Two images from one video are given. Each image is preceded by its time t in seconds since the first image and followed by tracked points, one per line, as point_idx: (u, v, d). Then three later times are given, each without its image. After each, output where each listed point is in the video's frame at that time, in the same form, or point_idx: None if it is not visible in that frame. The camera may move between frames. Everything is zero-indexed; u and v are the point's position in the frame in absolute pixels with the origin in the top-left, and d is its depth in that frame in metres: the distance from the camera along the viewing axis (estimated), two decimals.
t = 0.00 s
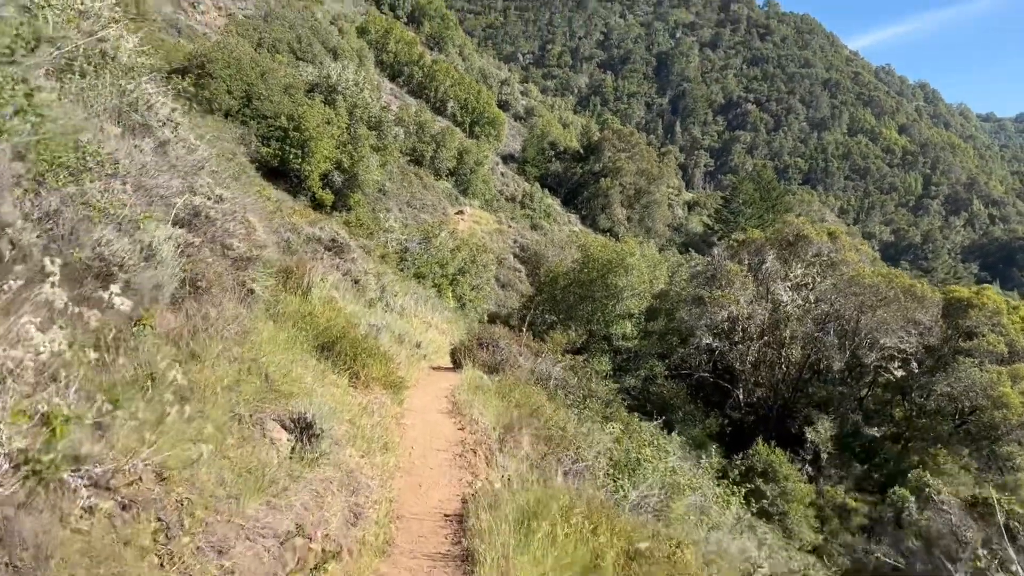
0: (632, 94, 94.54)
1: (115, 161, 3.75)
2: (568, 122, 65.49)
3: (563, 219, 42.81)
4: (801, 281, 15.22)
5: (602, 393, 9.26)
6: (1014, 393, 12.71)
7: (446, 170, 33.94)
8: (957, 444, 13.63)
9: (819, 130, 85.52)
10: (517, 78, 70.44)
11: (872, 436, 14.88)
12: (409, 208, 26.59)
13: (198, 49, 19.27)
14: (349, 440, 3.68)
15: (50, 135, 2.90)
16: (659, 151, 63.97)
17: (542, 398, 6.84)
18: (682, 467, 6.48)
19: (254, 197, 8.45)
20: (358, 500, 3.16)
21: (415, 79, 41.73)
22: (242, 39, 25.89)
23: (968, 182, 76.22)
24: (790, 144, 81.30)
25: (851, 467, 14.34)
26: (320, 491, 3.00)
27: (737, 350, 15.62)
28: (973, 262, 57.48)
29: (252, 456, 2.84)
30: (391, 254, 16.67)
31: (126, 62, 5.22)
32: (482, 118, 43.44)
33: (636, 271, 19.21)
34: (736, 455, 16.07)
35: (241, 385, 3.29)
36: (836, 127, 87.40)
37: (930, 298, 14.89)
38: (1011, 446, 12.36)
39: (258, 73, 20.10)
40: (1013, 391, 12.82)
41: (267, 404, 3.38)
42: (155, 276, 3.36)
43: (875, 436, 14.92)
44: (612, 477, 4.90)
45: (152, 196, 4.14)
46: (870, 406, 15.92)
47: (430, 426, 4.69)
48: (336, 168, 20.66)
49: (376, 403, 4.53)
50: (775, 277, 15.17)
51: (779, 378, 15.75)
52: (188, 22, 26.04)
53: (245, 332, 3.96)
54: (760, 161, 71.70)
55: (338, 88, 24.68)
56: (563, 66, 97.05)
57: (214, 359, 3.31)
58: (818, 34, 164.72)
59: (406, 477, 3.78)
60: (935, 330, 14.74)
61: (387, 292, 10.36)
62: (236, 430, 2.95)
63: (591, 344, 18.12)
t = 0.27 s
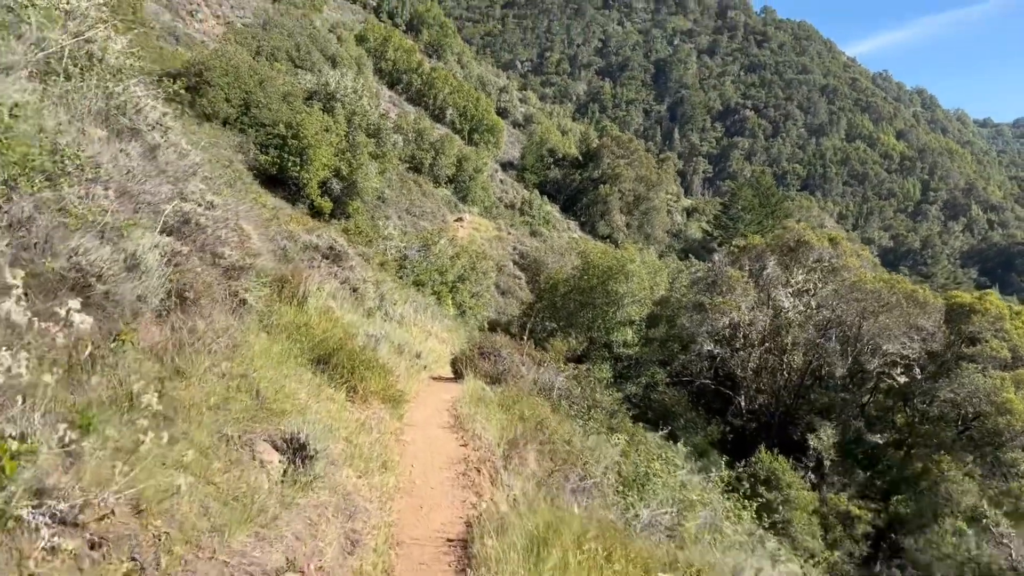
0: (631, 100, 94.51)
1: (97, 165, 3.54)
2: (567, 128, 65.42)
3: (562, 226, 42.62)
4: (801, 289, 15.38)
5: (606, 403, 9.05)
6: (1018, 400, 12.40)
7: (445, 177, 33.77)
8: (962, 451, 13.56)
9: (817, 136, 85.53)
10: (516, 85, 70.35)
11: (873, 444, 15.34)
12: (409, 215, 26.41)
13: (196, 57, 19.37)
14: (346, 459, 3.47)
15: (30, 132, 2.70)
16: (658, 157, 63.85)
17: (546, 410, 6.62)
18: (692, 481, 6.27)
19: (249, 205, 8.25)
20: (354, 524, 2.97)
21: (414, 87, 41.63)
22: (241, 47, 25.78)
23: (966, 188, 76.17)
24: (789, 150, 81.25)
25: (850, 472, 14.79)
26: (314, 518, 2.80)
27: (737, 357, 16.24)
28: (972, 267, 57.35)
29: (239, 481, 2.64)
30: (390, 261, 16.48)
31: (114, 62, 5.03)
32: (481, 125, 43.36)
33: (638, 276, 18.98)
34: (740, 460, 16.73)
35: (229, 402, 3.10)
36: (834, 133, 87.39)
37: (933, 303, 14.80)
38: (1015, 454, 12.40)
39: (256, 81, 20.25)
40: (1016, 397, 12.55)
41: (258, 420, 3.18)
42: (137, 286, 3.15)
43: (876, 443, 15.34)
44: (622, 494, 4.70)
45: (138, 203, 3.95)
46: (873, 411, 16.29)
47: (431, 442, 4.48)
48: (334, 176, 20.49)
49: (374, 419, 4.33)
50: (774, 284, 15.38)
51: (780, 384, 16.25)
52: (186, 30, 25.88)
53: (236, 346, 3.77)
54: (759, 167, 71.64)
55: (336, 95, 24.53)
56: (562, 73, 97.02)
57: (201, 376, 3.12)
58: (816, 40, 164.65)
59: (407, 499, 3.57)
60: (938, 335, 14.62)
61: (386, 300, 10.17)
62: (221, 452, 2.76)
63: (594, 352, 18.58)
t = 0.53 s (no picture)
0: (628, 105, 94.43)
1: (81, 174, 3.36)
2: (563, 133, 65.31)
3: (560, 231, 42.43)
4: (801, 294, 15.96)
5: (610, 413, 8.88)
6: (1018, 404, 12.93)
7: (442, 183, 33.60)
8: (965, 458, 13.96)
9: (814, 140, 85.55)
10: (512, 90, 70.21)
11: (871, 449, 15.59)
12: (406, 221, 26.23)
13: (190, 62, 19.24)
14: (343, 484, 3.28)
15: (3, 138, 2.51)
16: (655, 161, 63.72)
17: (549, 423, 6.42)
18: (701, 496, 6.05)
19: (243, 212, 8.08)
20: (355, 557, 2.77)
21: (411, 92, 41.49)
22: (236, 54, 25.64)
23: (963, 191, 76.18)
24: (785, 153, 81.20)
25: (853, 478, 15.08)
26: (311, 552, 2.61)
27: (739, 362, 16.89)
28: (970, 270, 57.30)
29: (229, 514, 2.45)
30: (388, 267, 16.31)
31: (101, 66, 4.86)
32: (478, 131, 43.26)
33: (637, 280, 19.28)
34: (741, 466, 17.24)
35: (219, 426, 2.90)
36: (831, 136, 87.40)
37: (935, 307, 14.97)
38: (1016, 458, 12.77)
39: (252, 87, 20.10)
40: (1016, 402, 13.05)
41: (252, 445, 2.98)
42: (121, 302, 2.97)
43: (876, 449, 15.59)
44: (632, 514, 4.52)
45: (124, 213, 3.77)
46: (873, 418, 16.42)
47: (433, 461, 4.29)
48: (331, 182, 20.34)
49: (374, 438, 4.13)
50: (773, 289, 16.09)
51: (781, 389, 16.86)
52: (181, 36, 25.70)
53: (228, 363, 3.58)
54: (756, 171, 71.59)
55: (333, 101, 24.35)
56: (559, 78, 96.95)
57: (188, 398, 2.93)
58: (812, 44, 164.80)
59: (410, 525, 3.38)
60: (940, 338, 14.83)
61: (384, 308, 10.01)
62: (210, 483, 2.56)
63: (592, 357, 18.59)
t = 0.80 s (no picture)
0: (624, 106, 94.30)
1: (55, 169, 3.16)
2: (560, 135, 65.15)
3: (557, 233, 42.26)
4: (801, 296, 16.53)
5: (613, 418, 8.72)
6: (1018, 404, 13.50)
7: (439, 185, 33.45)
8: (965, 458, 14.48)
9: (810, 140, 85.58)
10: (508, 92, 69.98)
11: (871, 452, 16.21)
12: (402, 223, 26.07)
13: (185, 65, 19.10)
14: (341, 501, 3.10)
15: None
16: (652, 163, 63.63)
17: (552, 429, 6.25)
18: (708, 504, 5.86)
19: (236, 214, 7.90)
20: None
21: (407, 95, 41.31)
22: (232, 56, 25.45)
23: (959, 191, 76.37)
24: (781, 154, 81.20)
25: (853, 479, 15.69)
26: None
27: (738, 363, 17.39)
28: (966, 269, 57.42)
29: (214, 539, 2.28)
30: (385, 270, 16.15)
31: (87, 63, 4.67)
32: (474, 133, 43.14)
33: (636, 282, 19.13)
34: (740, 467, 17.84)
35: (207, 441, 2.73)
36: (827, 137, 87.45)
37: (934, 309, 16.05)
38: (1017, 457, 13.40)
39: (247, 90, 19.87)
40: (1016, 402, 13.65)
41: (243, 460, 2.81)
42: (97, 314, 2.78)
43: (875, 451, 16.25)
44: (642, 526, 4.37)
45: (109, 215, 3.62)
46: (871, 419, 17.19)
47: (436, 470, 4.14)
48: (327, 184, 20.17)
49: (373, 449, 3.96)
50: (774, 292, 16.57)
51: (781, 390, 17.42)
52: (176, 40, 25.50)
53: (219, 372, 3.41)
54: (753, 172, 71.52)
55: (328, 104, 24.11)
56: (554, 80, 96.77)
57: (176, 410, 2.76)
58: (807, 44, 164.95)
59: (410, 540, 3.22)
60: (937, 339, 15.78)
61: (381, 311, 9.88)
62: (198, 503, 2.39)
63: (592, 360, 18.93)
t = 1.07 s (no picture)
0: (621, 106, 94.20)
1: (28, 162, 2.97)
2: (557, 135, 64.98)
3: (555, 233, 42.05)
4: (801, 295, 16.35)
5: (615, 420, 8.56)
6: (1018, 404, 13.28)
7: (437, 185, 33.28)
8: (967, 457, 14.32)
9: (807, 140, 85.53)
10: (505, 92, 69.81)
11: (872, 453, 16.19)
12: (399, 224, 25.88)
13: (180, 65, 18.72)
14: (333, 514, 2.91)
15: None
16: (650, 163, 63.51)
17: (554, 433, 6.06)
18: (716, 510, 5.69)
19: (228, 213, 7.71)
20: None
21: (404, 95, 41.10)
22: (227, 57, 25.25)
23: (956, 189, 76.35)
24: (778, 153, 81.12)
25: (853, 478, 15.61)
26: None
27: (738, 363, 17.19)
28: (963, 268, 57.35)
29: (193, 561, 2.09)
30: (383, 271, 15.98)
31: (69, 54, 4.47)
32: (471, 133, 42.98)
33: (635, 281, 18.89)
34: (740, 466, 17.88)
35: (189, 452, 2.55)
36: (824, 136, 87.37)
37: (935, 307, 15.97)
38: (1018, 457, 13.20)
39: (243, 90, 19.64)
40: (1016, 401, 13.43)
41: (227, 472, 2.62)
42: (71, 316, 2.59)
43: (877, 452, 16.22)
44: (650, 535, 4.19)
45: (89, 211, 3.42)
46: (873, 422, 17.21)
47: (435, 478, 3.95)
48: (324, 185, 19.97)
49: (368, 457, 3.77)
50: (774, 291, 16.39)
51: (781, 390, 17.20)
52: (172, 41, 25.30)
53: (203, 377, 3.21)
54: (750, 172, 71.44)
55: (324, 104, 23.93)
56: (551, 80, 96.65)
57: (154, 419, 2.57)
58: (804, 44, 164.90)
59: (407, 554, 3.04)
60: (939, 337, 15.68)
61: (378, 312, 9.71)
62: (176, 520, 2.21)
63: (592, 360, 18.95)
